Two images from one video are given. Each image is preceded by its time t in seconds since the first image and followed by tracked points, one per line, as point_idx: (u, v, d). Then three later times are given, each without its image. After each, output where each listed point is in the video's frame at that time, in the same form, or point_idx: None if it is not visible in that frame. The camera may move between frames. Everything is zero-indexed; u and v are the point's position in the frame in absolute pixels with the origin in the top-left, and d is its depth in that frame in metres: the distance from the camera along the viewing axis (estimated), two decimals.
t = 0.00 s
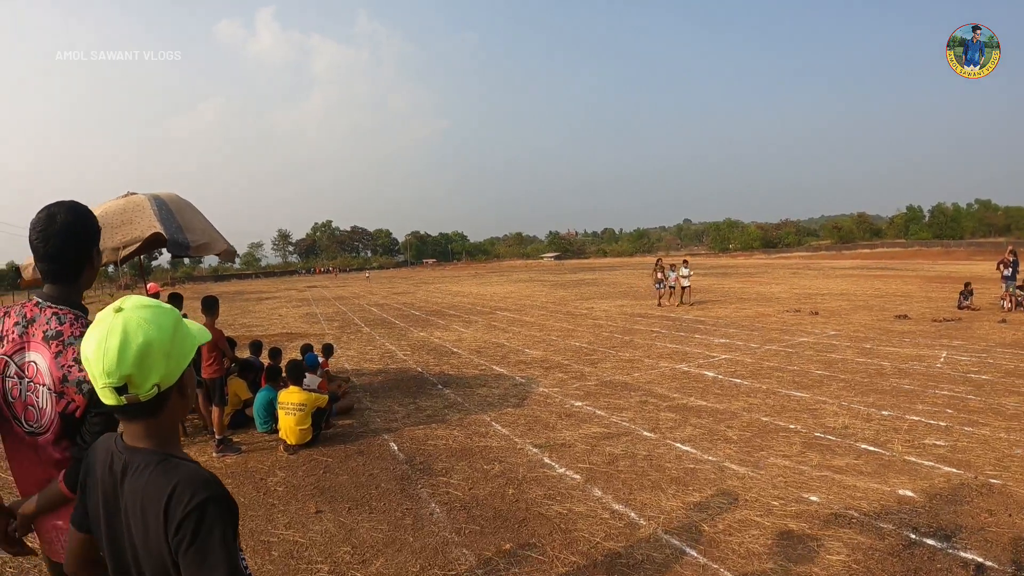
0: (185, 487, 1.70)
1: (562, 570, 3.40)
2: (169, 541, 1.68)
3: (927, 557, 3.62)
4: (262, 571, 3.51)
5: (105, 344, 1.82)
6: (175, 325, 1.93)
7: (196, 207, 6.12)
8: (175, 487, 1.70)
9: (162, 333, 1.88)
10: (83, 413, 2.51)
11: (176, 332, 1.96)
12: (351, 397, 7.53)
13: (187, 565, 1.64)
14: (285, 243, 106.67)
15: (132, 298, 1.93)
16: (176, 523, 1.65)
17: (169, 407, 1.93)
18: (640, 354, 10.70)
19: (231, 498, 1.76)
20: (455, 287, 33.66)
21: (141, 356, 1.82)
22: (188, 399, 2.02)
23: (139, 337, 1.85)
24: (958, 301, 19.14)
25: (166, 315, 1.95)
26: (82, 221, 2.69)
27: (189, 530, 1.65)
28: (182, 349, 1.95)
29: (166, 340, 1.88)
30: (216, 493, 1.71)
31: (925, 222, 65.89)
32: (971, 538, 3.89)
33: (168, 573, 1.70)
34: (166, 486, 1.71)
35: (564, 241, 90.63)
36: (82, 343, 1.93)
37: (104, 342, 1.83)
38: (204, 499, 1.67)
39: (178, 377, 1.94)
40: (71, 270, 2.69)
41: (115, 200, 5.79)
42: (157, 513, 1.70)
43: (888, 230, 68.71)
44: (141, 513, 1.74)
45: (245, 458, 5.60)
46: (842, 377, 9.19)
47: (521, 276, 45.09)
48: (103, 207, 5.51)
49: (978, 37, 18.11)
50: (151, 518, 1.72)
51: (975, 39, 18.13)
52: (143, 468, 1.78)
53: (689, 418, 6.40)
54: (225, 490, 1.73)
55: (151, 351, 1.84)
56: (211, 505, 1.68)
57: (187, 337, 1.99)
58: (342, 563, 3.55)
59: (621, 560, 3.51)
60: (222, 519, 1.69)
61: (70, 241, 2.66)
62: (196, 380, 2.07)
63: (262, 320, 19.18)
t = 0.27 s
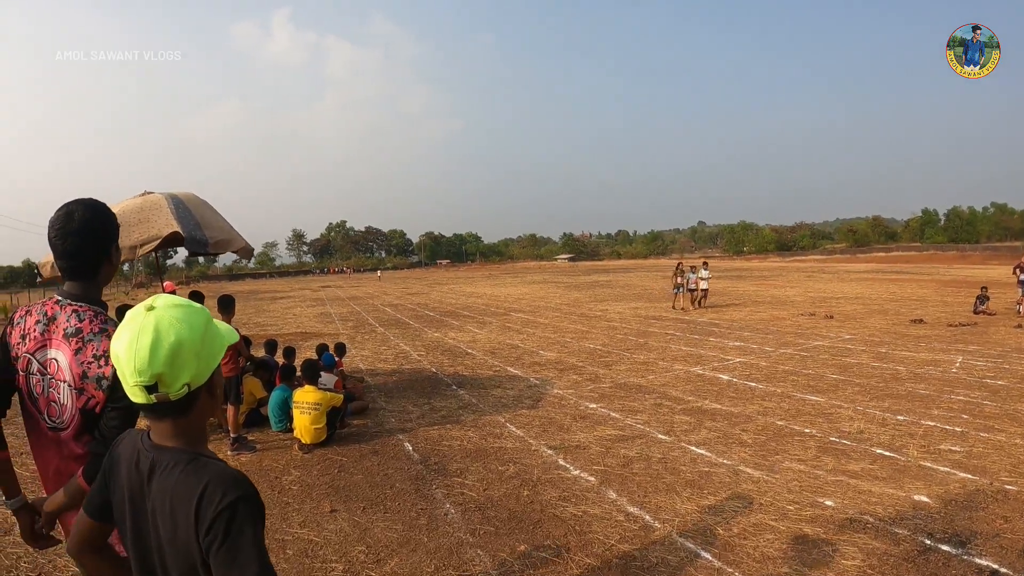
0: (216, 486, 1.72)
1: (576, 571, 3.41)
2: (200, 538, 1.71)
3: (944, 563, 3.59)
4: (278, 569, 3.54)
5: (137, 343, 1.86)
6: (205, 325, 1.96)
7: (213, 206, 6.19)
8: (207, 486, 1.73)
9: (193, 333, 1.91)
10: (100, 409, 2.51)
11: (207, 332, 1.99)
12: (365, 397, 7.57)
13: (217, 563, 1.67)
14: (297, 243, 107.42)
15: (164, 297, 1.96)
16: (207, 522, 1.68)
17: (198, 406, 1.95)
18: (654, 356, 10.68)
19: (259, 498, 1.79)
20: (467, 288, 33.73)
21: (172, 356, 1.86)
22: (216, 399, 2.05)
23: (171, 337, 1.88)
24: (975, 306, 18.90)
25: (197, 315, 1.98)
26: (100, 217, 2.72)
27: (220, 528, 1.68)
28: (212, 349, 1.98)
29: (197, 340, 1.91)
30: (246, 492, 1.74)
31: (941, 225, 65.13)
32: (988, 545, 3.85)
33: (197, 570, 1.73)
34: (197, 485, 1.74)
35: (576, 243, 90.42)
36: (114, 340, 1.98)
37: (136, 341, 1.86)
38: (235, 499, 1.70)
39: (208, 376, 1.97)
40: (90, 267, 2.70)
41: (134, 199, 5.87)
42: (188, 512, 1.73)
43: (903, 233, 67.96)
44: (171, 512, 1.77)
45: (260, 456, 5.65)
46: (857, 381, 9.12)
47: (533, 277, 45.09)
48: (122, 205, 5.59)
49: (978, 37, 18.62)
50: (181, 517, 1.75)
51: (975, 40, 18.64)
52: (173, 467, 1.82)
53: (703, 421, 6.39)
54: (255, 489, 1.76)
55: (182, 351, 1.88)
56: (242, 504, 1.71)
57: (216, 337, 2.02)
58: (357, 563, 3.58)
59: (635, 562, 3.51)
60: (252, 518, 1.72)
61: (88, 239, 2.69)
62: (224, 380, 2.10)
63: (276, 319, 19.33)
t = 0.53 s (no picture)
0: (238, 486, 1.75)
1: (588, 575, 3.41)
2: (221, 538, 1.74)
3: (959, 570, 3.56)
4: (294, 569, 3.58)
5: (156, 346, 1.89)
6: (225, 328, 1.99)
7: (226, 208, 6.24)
8: (229, 485, 1.75)
9: (212, 336, 1.94)
10: (114, 411, 2.53)
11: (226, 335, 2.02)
12: (378, 399, 7.61)
13: (241, 561, 1.69)
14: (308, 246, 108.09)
15: (184, 300, 1.99)
16: (230, 523, 1.71)
17: (216, 409, 1.98)
18: (667, 359, 10.65)
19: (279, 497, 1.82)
20: (479, 291, 33.77)
21: (191, 359, 1.89)
22: (235, 402, 2.07)
23: (190, 341, 1.91)
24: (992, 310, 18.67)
25: (216, 317, 2.01)
26: (121, 221, 2.76)
27: (243, 528, 1.70)
28: (232, 352, 2.01)
29: (216, 343, 1.94)
30: (267, 492, 1.76)
31: (955, 227, 64.42)
32: (1005, 551, 3.80)
33: (218, 570, 1.75)
34: (220, 484, 1.77)
35: (588, 246, 90.34)
36: (133, 341, 2.01)
37: (156, 343, 1.89)
38: (257, 498, 1.73)
39: (227, 380, 2.01)
40: (111, 270, 2.74)
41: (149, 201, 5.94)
42: (209, 512, 1.76)
43: (916, 235, 67.27)
44: (192, 514, 1.80)
45: (273, 458, 5.69)
46: (872, 385, 9.04)
47: (544, 280, 45.09)
48: (138, 208, 5.66)
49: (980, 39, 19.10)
50: (203, 516, 1.78)
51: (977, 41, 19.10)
52: (193, 468, 1.84)
53: (717, 425, 6.36)
54: (275, 489, 1.78)
55: (201, 355, 1.90)
56: (264, 503, 1.74)
57: (235, 340, 2.05)
58: (370, 564, 3.60)
59: (649, 566, 3.50)
60: (274, 518, 1.75)
61: (110, 242, 2.73)
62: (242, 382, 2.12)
63: (289, 321, 19.47)
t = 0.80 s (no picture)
0: (249, 486, 1.76)
1: None
2: (232, 538, 1.75)
3: (970, 571, 3.54)
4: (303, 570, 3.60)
5: (163, 348, 1.90)
6: (232, 329, 2.01)
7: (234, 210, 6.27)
8: (239, 485, 1.76)
9: (218, 337, 1.95)
10: (122, 414, 2.54)
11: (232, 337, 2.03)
12: (386, 400, 7.64)
13: (253, 561, 1.70)
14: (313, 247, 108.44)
15: (190, 303, 2.00)
16: (241, 522, 1.72)
17: (223, 410, 1.99)
18: (675, 359, 10.63)
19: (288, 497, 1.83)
20: (486, 291, 33.79)
21: (197, 361, 1.90)
22: (242, 403, 2.08)
23: (197, 342, 1.92)
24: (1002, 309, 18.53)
25: (221, 320, 2.02)
26: (129, 223, 2.78)
27: (254, 528, 1.71)
28: (238, 353, 2.02)
29: (222, 345, 1.95)
30: (278, 492, 1.77)
31: (964, 226, 63.97)
32: (1016, 552, 3.78)
33: (229, 570, 1.76)
34: (230, 485, 1.78)
35: (593, 246, 90.24)
36: (139, 344, 2.02)
37: (162, 345, 1.90)
38: (267, 498, 1.74)
39: (233, 381, 2.02)
40: (120, 272, 2.76)
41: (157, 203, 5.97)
42: (219, 512, 1.77)
43: (924, 234, 66.83)
44: (202, 516, 1.81)
45: (281, 459, 5.72)
46: (882, 385, 9.00)
47: (550, 280, 45.04)
48: (146, 210, 5.69)
49: (978, 38, 19.77)
50: (213, 517, 1.79)
51: (975, 40, 19.79)
52: (203, 470, 1.85)
53: (726, 425, 6.35)
54: (285, 489, 1.79)
55: (208, 356, 1.92)
56: (275, 503, 1.75)
57: (242, 342, 2.06)
58: (378, 565, 3.61)
59: (657, 567, 3.50)
60: (285, 517, 1.76)
61: (118, 244, 2.75)
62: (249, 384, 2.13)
63: (297, 322, 19.54)
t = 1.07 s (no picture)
0: (253, 492, 1.76)
1: None
2: (237, 543, 1.75)
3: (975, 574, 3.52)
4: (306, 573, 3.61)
5: (164, 353, 1.91)
6: (233, 335, 2.01)
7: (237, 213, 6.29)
8: (243, 491, 1.77)
9: (220, 343, 1.95)
10: (124, 419, 2.54)
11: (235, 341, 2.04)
12: (390, 403, 7.64)
13: (258, 566, 1.71)
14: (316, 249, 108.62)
15: (192, 308, 2.01)
16: (246, 528, 1.73)
17: (224, 415, 2.00)
18: (679, 361, 10.61)
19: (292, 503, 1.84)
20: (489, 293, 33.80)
21: (198, 366, 1.90)
22: (244, 409, 2.09)
23: (198, 348, 1.92)
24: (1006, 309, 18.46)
25: (223, 324, 2.02)
26: (132, 227, 2.79)
27: (259, 533, 1.72)
28: (240, 358, 2.02)
29: (223, 350, 1.95)
30: (282, 498, 1.78)
31: (968, 226, 63.76)
32: (1022, 555, 3.76)
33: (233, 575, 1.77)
34: (234, 490, 1.78)
35: (596, 248, 90.19)
36: (141, 348, 2.03)
37: (163, 350, 1.91)
38: (272, 503, 1.74)
39: (235, 387, 2.02)
40: (123, 276, 2.77)
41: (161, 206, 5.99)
42: (224, 518, 1.77)
43: (928, 234, 66.60)
44: (206, 522, 1.81)
45: (284, 462, 5.72)
46: (886, 386, 8.97)
47: (553, 282, 45.02)
48: (150, 213, 5.72)
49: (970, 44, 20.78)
50: (217, 522, 1.79)
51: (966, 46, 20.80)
52: (206, 475, 1.85)
53: (730, 428, 6.33)
54: (289, 494, 1.80)
55: (209, 361, 1.92)
56: (280, 508, 1.75)
57: (244, 347, 2.06)
58: (381, 569, 3.61)
59: (662, 571, 3.50)
60: (289, 522, 1.77)
61: (121, 249, 2.76)
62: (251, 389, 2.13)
63: (300, 325, 19.56)
